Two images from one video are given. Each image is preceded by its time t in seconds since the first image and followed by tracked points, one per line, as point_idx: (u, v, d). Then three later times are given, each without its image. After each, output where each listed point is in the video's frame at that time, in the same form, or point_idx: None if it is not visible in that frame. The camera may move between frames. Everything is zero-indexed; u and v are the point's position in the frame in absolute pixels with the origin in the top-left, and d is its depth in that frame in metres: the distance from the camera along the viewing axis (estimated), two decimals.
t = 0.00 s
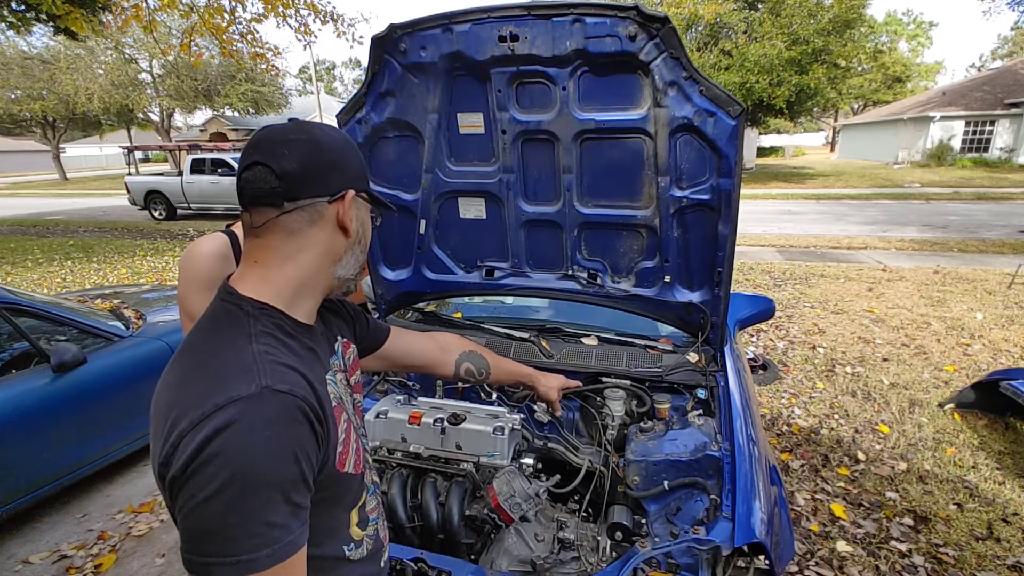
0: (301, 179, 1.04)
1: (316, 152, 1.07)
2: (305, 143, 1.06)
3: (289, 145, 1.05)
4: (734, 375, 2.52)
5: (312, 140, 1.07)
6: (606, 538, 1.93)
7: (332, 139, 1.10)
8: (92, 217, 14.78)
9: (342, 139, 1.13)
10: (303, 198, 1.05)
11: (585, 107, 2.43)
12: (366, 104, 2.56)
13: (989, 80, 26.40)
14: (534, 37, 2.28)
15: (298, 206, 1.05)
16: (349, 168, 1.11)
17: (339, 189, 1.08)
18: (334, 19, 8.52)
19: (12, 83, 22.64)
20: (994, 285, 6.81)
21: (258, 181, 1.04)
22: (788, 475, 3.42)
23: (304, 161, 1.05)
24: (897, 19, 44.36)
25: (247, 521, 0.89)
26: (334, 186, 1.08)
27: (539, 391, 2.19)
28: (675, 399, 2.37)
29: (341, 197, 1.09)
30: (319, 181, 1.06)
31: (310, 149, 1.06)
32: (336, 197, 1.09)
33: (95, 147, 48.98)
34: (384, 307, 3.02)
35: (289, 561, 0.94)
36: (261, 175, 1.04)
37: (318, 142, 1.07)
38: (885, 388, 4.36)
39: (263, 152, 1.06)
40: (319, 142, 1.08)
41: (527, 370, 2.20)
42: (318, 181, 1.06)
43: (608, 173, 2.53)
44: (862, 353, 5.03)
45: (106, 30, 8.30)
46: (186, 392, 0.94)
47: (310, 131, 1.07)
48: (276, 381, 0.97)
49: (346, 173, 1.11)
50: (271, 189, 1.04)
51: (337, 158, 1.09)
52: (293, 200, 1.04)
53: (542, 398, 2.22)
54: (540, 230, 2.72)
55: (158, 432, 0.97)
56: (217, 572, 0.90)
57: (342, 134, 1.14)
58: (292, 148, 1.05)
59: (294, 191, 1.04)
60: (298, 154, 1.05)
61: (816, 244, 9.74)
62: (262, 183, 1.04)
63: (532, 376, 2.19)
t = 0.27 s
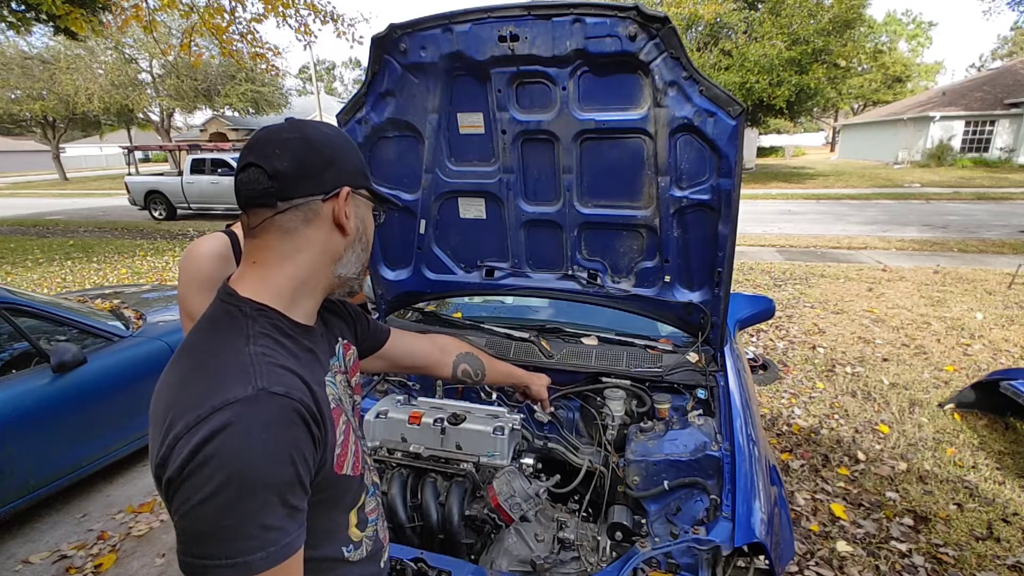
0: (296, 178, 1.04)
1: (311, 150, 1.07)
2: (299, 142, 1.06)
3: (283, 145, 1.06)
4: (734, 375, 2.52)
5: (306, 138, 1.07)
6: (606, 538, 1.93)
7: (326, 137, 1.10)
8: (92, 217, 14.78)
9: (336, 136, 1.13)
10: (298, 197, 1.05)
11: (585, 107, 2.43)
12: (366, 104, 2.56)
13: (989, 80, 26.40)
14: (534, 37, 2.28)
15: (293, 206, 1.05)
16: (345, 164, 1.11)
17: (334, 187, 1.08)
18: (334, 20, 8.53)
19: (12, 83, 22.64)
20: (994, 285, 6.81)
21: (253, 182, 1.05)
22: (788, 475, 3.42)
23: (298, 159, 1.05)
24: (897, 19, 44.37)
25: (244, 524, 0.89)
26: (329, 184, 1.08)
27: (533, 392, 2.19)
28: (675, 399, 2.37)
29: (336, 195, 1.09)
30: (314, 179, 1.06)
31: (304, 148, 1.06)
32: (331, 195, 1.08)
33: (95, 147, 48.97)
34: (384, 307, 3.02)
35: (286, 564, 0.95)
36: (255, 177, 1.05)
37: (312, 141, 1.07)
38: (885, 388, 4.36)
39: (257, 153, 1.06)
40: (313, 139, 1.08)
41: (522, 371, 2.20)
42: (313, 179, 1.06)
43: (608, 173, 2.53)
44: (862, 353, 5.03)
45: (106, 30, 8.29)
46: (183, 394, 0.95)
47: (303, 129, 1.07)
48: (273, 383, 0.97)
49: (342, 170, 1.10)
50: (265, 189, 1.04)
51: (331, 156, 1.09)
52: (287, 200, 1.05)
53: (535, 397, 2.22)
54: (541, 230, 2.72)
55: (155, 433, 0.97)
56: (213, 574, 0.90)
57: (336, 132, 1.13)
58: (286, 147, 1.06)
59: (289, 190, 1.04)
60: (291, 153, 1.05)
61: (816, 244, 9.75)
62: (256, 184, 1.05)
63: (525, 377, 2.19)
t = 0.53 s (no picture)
0: (295, 177, 1.04)
1: (310, 150, 1.07)
2: (298, 142, 1.06)
3: (282, 144, 1.05)
4: (734, 375, 2.52)
5: (306, 139, 1.07)
6: (606, 538, 1.93)
7: (326, 138, 1.11)
8: (92, 217, 14.79)
9: (335, 137, 1.13)
10: (298, 198, 1.05)
11: (585, 107, 2.43)
12: (366, 104, 2.56)
13: (989, 80, 26.41)
14: (534, 37, 2.28)
15: (293, 206, 1.05)
16: (344, 165, 1.11)
17: (333, 187, 1.08)
18: (334, 19, 8.53)
19: (12, 83, 22.65)
20: (994, 285, 6.81)
21: (252, 182, 1.05)
22: (788, 475, 3.42)
23: (298, 159, 1.05)
24: (897, 19, 44.38)
25: (249, 525, 0.89)
26: (329, 184, 1.08)
27: (533, 390, 2.19)
28: (675, 399, 2.37)
29: (336, 195, 1.09)
30: (313, 180, 1.06)
31: (303, 148, 1.06)
32: (330, 195, 1.09)
33: (95, 147, 49.00)
34: (384, 307, 3.02)
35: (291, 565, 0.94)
36: (255, 176, 1.05)
37: (312, 141, 1.08)
38: (885, 388, 4.35)
39: (256, 152, 1.06)
40: (312, 139, 1.08)
41: (521, 369, 2.19)
42: (312, 179, 1.06)
43: (608, 173, 2.53)
44: (862, 353, 5.03)
45: (106, 30, 8.30)
46: (186, 395, 0.94)
47: (302, 130, 1.07)
48: (277, 383, 0.97)
49: (341, 170, 1.10)
50: (265, 189, 1.04)
51: (331, 157, 1.09)
52: (287, 199, 1.05)
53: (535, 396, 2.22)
54: (540, 230, 2.72)
55: (158, 436, 0.96)
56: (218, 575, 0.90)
57: (335, 132, 1.13)
58: (285, 148, 1.06)
59: (288, 190, 1.04)
60: (291, 153, 1.05)
61: (816, 244, 9.74)
62: (255, 184, 1.05)
63: (525, 375, 2.19)
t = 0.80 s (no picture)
0: (295, 178, 1.04)
1: (311, 151, 1.07)
2: (299, 142, 1.06)
3: (283, 144, 1.05)
4: (734, 375, 2.52)
5: (306, 139, 1.07)
6: (606, 538, 1.93)
7: (326, 139, 1.10)
8: (92, 217, 14.79)
9: (334, 138, 1.13)
10: (298, 198, 1.05)
11: (585, 107, 2.43)
12: (366, 104, 2.56)
13: (989, 80, 26.41)
14: (534, 37, 2.28)
15: (293, 206, 1.05)
16: (343, 166, 1.11)
17: (333, 188, 1.09)
18: (334, 19, 8.53)
19: (13, 83, 22.65)
20: (994, 285, 6.81)
21: (252, 182, 1.04)
22: (788, 475, 3.42)
23: (298, 160, 1.05)
24: (897, 19, 44.39)
25: (248, 526, 0.89)
26: (329, 186, 1.08)
27: (528, 392, 2.19)
28: (675, 399, 2.37)
29: (335, 197, 1.10)
30: (313, 180, 1.06)
31: (304, 149, 1.06)
32: (330, 197, 1.09)
33: (95, 147, 49.00)
34: (384, 307, 3.02)
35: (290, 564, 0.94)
36: (255, 176, 1.04)
37: (312, 142, 1.07)
38: (885, 388, 4.35)
39: (256, 152, 1.05)
40: (312, 140, 1.08)
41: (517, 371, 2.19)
42: (312, 181, 1.06)
43: (608, 173, 2.53)
44: (862, 353, 5.03)
45: (106, 30, 8.30)
46: (183, 396, 0.94)
47: (302, 130, 1.07)
48: (275, 383, 0.97)
49: (341, 172, 1.11)
50: (265, 190, 1.04)
51: (331, 158, 1.09)
52: (288, 200, 1.04)
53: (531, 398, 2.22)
54: (540, 230, 2.72)
55: (155, 437, 0.96)
56: None
57: (334, 134, 1.13)
58: (285, 148, 1.05)
59: (289, 191, 1.04)
60: (291, 153, 1.05)
61: (816, 244, 9.74)
62: (255, 184, 1.04)
63: (522, 376, 2.19)
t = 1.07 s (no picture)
0: (297, 181, 1.04)
1: (312, 152, 1.07)
2: (301, 144, 1.06)
3: (284, 146, 1.05)
4: (734, 375, 2.52)
5: (308, 141, 1.07)
6: (606, 538, 1.93)
7: (328, 141, 1.10)
8: (92, 217, 14.78)
9: (335, 141, 1.13)
10: (299, 200, 1.05)
11: (585, 107, 2.43)
12: (366, 104, 2.56)
13: (989, 80, 26.41)
14: (534, 37, 2.28)
15: (294, 208, 1.05)
16: (344, 169, 1.11)
17: (334, 191, 1.09)
18: (334, 19, 8.53)
19: (13, 83, 22.66)
20: (994, 285, 6.81)
21: (253, 183, 1.04)
22: (788, 475, 3.42)
23: (300, 162, 1.05)
24: (897, 19, 44.39)
25: (253, 529, 0.89)
26: (330, 188, 1.08)
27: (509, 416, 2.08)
28: (675, 399, 2.37)
29: (336, 199, 1.10)
30: (315, 183, 1.06)
31: (306, 151, 1.06)
32: (331, 199, 1.09)
33: (95, 147, 49.00)
34: (384, 307, 3.02)
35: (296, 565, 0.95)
36: (256, 177, 1.04)
37: (313, 144, 1.07)
38: (885, 388, 4.35)
39: (257, 152, 1.05)
40: (314, 142, 1.08)
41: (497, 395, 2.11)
42: (314, 183, 1.06)
43: (609, 173, 2.53)
44: (862, 353, 5.03)
45: (106, 30, 8.30)
46: (186, 400, 0.94)
47: (305, 132, 1.07)
48: (278, 385, 0.97)
49: (342, 175, 1.11)
50: (266, 191, 1.04)
51: (332, 161, 1.09)
52: (289, 202, 1.04)
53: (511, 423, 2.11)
54: (541, 230, 2.72)
55: (158, 441, 0.96)
56: None
57: (336, 137, 1.13)
58: (287, 149, 1.05)
59: (291, 193, 1.04)
60: (293, 155, 1.05)
61: (816, 244, 9.74)
62: (256, 185, 1.04)
63: (502, 401, 2.10)
